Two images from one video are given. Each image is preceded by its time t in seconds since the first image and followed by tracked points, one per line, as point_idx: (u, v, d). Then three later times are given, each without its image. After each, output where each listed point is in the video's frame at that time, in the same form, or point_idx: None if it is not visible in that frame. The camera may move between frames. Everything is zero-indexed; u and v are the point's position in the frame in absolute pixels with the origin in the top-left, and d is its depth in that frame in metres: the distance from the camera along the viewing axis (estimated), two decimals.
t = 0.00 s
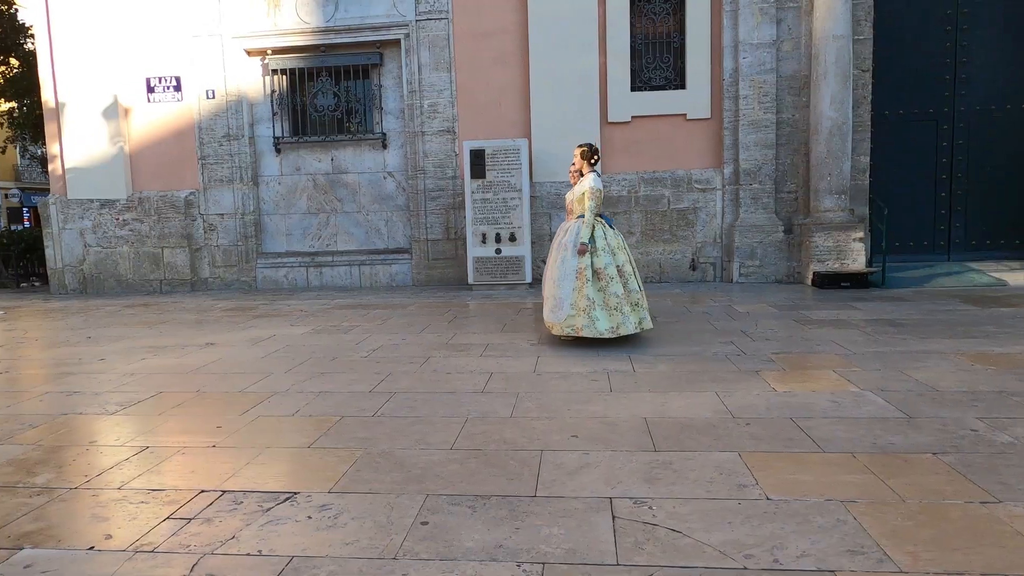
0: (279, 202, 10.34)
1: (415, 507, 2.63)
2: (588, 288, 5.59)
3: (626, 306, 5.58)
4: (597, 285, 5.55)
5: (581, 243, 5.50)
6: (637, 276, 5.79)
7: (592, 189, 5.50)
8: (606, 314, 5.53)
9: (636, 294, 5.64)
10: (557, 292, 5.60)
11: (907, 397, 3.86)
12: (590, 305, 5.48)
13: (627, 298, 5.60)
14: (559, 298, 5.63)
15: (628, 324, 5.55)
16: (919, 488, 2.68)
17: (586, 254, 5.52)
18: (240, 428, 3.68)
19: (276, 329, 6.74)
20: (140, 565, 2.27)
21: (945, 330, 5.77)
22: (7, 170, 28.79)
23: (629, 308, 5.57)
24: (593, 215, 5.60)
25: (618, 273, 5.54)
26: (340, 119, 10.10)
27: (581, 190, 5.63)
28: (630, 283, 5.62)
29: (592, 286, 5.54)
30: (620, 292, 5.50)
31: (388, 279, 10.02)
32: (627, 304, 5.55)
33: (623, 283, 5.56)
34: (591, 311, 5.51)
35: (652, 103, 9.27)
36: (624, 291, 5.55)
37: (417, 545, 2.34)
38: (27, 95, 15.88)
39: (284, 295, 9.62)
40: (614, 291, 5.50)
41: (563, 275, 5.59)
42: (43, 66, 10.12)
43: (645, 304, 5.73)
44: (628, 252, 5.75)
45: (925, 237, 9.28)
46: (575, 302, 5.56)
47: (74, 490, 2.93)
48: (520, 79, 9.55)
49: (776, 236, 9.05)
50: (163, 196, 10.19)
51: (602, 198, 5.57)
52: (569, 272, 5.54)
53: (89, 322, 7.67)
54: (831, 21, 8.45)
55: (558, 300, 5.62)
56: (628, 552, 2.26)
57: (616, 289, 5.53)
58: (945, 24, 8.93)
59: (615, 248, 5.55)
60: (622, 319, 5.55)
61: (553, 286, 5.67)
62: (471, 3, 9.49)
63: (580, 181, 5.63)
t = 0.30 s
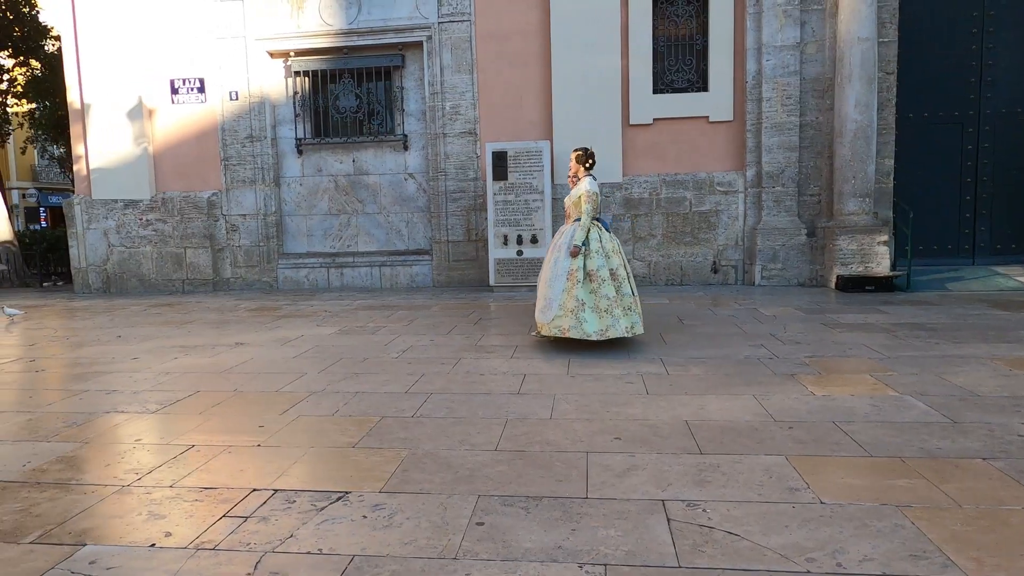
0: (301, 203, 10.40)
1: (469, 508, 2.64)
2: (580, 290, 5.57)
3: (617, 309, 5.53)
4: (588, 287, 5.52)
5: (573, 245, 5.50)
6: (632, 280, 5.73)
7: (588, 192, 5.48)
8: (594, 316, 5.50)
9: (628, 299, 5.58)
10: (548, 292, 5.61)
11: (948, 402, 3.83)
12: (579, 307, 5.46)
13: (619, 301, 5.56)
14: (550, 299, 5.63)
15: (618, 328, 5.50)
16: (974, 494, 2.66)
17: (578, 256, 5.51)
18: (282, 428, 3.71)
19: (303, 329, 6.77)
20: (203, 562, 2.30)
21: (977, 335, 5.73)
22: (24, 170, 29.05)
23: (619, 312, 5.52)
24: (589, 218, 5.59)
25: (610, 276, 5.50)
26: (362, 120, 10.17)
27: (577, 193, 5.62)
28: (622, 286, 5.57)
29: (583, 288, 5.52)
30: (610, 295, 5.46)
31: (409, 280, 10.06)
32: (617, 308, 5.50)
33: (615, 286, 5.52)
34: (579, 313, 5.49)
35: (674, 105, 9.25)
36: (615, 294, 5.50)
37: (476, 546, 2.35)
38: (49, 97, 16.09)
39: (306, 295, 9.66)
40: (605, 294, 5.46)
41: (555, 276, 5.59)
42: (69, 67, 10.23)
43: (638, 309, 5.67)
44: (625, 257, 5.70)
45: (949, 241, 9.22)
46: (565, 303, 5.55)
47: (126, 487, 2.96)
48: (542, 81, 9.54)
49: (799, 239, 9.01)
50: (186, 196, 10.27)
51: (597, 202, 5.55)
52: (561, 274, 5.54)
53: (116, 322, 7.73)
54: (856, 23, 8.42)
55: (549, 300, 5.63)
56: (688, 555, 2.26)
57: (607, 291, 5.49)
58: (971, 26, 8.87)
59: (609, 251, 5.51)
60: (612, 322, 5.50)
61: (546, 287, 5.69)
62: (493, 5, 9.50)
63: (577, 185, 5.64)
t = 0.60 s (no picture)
0: (321, 201, 10.41)
1: (521, 506, 2.61)
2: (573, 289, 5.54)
3: (611, 307, 5.50)
4: (582, 286, 5.49)
5: (565, 244, 5.48)
6: (624, 278, 5.70)
7: (578, 190, 5.50)
8: (589, 315, 5.46)
9: (621, 296, 5.55)
10: (542, 292, 5.58)
11: (995, 405, 3.77)
12: (573, 306, 5.43)
13: (612, 299, 5.52)
14: (545, 299, 5.59)
15: (613, 326, 5.46)
16: None
17: (570, 255, 5.49)
18: (320, 424, 3.69)
19: (328, 327, 6.75)
20: (259, 559, 2.27)
21: (1014, 337, 5.64)
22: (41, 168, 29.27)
23: (613, 310, 5.48)
24: (580, 216, 5.57)
25: (603, 273, 5.47)
26: (382, 119, 10.16)
27: (568, 192, 5.63)
28: (614, 284, 5.54)
29: (576, 287, 5.49)
30: (603, 293, 5.42)
31: (428, 278, 10.03)
32: (611, 306, 5.47)
33: (607, 284, 5.48)
34: (574, 312, 5.46)
35: (698, 104, 9.19)
36: (608, 291, 5.47)
37: (534, 545, 2.32)
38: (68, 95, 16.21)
39: (327, 293, 9.66)
40: (598, 292, 5.43)
41: (548, 276, 5.56)
42: (93, 65, 10.30)
43: (631, 306, 5.64)
44: (616, 254, 5.68)
45: (976, 242, 9.11)
46: (559, 302, 5.52)
47: (172, 482, 2.94)
48: (564, 80, 9.49)
49: (823, 239, 8.93)
50: (207, 194, 10.30)
51: (588, 199, 5.55)
52: (554, 273, 5.51)
53: (140, 318, 7.75)
54: (884, 21, 8.32)
55: (543, 301, 5.60)
56: (752, 556, 2.22)
57: (601, 289, 5.46)
58: (1000, 25, 8.75)
59: (600, 249, 5.49)
60: (606, 320, 5.47)
61: (539, 288, 5.66)
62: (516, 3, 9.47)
63: (567, 184, 5.63)
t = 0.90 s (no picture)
0: (342, 200, 10.39)
1: (578, 513, 2.56)
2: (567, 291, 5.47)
3: (604, 311, 5.44)
4: (576, 289, 5.42)
5: (561, 245, 5.38)
6: (619, 281, 5.64)
7: (576, 191, 5.38)
8: (583, 318, 5.41)
9: (615, 300, 5.50)
10: (535, 292, 5.49)
11: None
12: (567, 308, 5.36)
13: (606, 303, 5.47)
14: (538, 299, 5.51)
15: (606, 330, 5.42)
16: None
17: (566, 257, 5.40)
18: (361, 426, 3.65)
19: (356, 327, 6.72)
20: (319, 566, 2.23)
21: None
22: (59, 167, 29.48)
23: (606, 314, 5.44)
24: (577, 218, 5.47)
25: (598, 277, 5.41)
26: (404, 117, 10.13)
27: (565, 192, 5.51)
28: (609, 288, 5.49)
29: (571, 290, 5.41)
30: (598, 297, 5.37)
31: (450, 277, 9.99)
32: (605, 309, 5.42)
33: (602, 288, 5.43)
34: (567, 315, 5.39)
35: (723, 101, 9.08)
36: (603, 296, 5.42)
37: (598, 554, 2.26)
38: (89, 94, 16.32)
39: (349, 292, 9.65)
40: (593, 296, 5.37)
41: (542, 277, 5.47)
42: (117, 65, 10.36)
43: (625, 310, 5.59)
44: (611, 257, 5.61)
45: (1008, 242, 8.99)
46: (553, 304, 5.44)
47: (220, 485, 2.91)
48: (588, 78, 9.41)
49: (851, 239, 8.80)
50: (230, 193, 10.32)
51: (585, 201, 5.44)
52: (548, 274, 5.42)
53: (166, 317, 7.76)
54: (915, 17, 8.18)
55: (535, 301, 5.52)
56: (826, 568, 2.16)
57: (595, 293, 5.41)
58: None
59: (596, 252, 5.42)
60: (599, 324, 5.42)
61: (532, 288, 5.57)
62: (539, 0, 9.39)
63: (564, 184, 5.52)
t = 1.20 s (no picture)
0: (367, 197, 10.40)
1: (643, 515, 2.51)
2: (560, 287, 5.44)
3: (598, 308, 5.40)
4: (569, 286, 5.39)
5: (554, 243, 5.36)
6: (614, 278, 5.58)
7: (567, 188, 5.35)
8: (575, 315, 5.38)
9: (609, 297, 5.45)
10: (529, 290, 5.49)
11: None
12: (559, 305, 5.34)
13: (599, 300, 5.43)
14: (532, 296, 5.51)
15: (598, 327, 5.38)
16: None
17: (559, 254, 5.37)
18: (408, 424, 3.62)
19: (387, 324, 6.71)
20: (387, 565, 2.21)
21: None
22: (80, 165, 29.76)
23: (600, 310, 5.39)
24: (571, 215, 5.43)
25: (591, 274, 5.37)
26: (430, 115, 10.10)
27: (558, 190, 5.49)
28: (602, 284, 5.44)
29: (563, 287, 5.38)
30: (590, 294, 5.33)
31: (475, 275, 9.96)
32: (598, 306, 5.38)
33: (595, 284, 5.38)
34: (560, 311, 5.37)
35: (753, 98, 8.98)
36: (596, 292, 5.38)
37: (669, 557, 2.22)
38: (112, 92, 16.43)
39: (375, 289, 9.65)
40: (586, 293, 5.33)
41: (536, 274, 5.45)
42: (145, 62, 10.46)
43: (619, 308, 5.54)
44: (606, 254, 5.55)
45: None
46: (546, 301, 5.42)
47: (274, 482, 2.89)
48: (615, 75, 9.33)
49: (884, 238, 8.66)
50: (256, 190, 10.36)
51: (578, 198, 5.41)
52: (541, 271, 5.41)
53: (196, 313, 7.79)
54: (952, 12, 8.05)
55: (530, 298, 5.51)
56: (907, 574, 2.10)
57: (588, 290, 5.37)
58: None
59: (590, 249, 5.37)
60: (592, 320, 5.38)
61: (527, 285, 5.57)
62: None
63: (558, 181, 5.49)
